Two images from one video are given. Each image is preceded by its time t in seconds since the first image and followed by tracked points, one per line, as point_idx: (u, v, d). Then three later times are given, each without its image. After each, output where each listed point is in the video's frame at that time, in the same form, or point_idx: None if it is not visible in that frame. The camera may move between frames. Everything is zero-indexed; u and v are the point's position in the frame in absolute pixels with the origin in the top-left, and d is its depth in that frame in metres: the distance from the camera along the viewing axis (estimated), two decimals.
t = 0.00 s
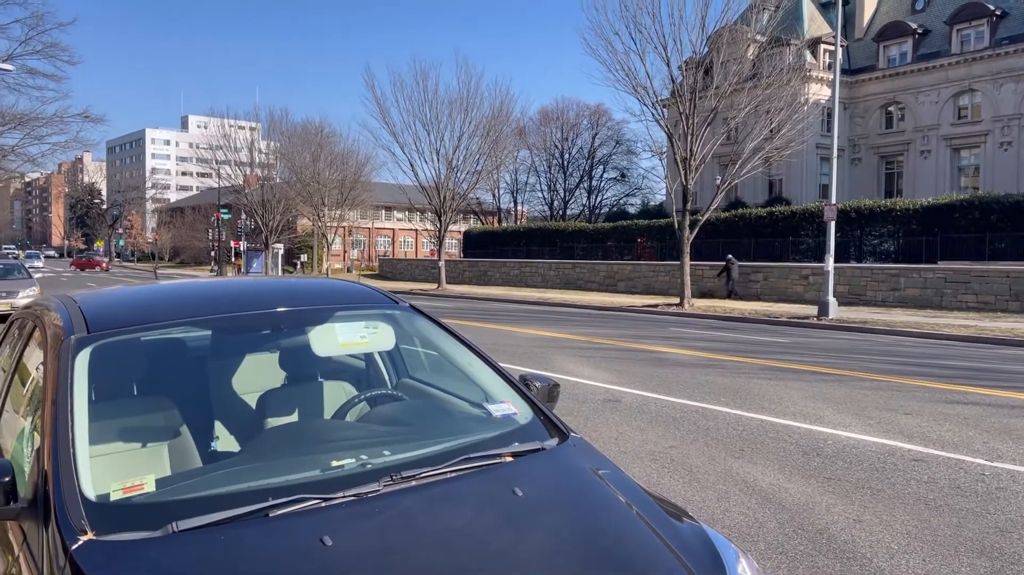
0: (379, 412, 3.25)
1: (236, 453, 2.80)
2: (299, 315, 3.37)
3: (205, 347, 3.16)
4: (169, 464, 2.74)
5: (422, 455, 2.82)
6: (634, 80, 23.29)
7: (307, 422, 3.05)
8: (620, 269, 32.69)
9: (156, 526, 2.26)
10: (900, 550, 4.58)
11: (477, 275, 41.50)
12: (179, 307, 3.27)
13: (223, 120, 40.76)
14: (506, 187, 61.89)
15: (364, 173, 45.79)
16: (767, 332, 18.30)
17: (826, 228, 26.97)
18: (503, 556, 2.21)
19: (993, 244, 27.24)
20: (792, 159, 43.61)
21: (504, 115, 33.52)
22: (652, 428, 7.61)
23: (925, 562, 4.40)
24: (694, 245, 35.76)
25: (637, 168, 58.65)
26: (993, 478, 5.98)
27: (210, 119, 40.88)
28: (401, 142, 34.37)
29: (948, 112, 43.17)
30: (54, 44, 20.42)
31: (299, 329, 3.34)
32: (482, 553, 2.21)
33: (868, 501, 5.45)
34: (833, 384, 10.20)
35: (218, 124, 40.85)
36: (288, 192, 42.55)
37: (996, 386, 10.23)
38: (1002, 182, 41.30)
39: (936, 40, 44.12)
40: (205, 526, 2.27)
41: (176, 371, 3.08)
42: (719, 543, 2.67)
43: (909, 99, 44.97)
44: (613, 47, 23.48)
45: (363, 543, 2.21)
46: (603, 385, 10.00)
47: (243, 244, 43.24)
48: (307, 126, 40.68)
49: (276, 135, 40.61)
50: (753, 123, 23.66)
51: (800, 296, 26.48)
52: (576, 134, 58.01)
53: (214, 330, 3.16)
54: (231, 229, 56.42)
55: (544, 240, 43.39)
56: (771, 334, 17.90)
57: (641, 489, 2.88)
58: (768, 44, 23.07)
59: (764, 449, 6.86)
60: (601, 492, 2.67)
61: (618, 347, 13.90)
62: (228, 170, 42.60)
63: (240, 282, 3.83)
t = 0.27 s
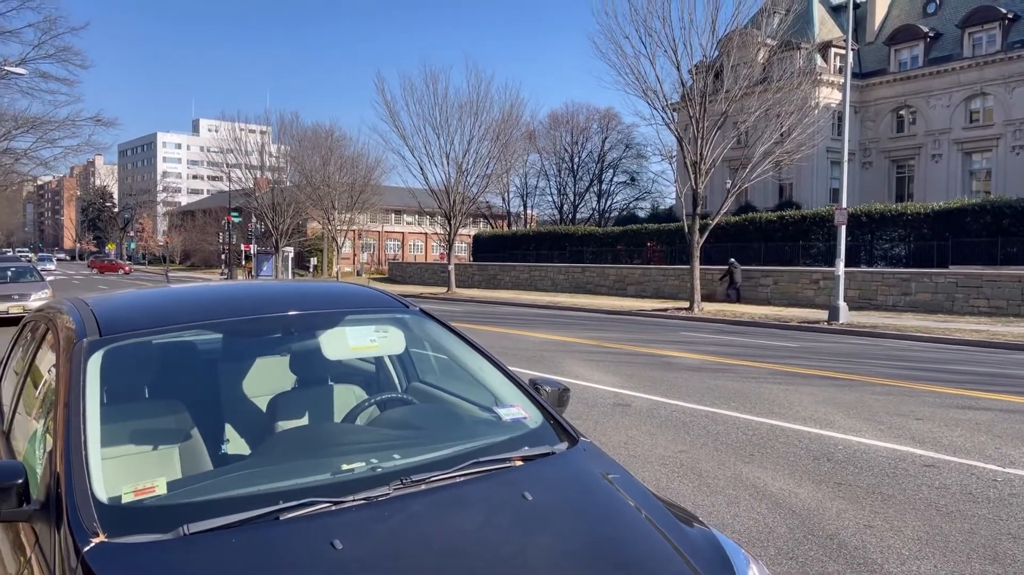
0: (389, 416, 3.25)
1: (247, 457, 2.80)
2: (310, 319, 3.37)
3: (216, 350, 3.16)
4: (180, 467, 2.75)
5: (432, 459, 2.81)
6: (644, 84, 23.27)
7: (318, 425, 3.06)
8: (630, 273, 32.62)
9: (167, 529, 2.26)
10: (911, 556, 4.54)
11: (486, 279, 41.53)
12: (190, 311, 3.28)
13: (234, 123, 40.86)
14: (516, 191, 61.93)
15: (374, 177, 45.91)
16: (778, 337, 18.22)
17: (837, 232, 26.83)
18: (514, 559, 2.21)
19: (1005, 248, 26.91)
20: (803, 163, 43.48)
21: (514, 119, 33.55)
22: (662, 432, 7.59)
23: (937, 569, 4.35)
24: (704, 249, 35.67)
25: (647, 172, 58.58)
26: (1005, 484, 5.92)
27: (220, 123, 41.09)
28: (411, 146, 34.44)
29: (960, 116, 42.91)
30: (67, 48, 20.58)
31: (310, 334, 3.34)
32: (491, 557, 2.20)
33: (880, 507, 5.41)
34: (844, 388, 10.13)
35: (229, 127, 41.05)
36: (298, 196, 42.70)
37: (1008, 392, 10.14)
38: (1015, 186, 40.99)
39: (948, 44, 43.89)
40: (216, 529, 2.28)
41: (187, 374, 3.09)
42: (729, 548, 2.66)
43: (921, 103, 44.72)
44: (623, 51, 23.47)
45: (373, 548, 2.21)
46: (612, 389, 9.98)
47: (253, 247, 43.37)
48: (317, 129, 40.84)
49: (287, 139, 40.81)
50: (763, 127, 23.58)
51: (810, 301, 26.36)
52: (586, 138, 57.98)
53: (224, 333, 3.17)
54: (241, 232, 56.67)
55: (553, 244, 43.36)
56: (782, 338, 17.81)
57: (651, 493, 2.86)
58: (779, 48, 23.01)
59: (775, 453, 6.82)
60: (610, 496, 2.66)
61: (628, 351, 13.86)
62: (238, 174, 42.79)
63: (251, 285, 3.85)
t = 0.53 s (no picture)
0: (400, 421, 3.25)
1: (259, 461, 2.81)
2: (322, 324, 3.38)
3: (228, 354, 3.17)
4: (191, 470, 2.76)
5: (443, 464, 2.81)
6: (655, 89, 23.24)
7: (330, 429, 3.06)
8: (641, 278, 32.56)
9: (179, 533, 2.27)
10: (926, 564, 4.50)
11: (497, 283, 41.56)
12: (203, 315, 3.30)
13: (246, 128, 41.12)
14: (527, 196, 62.00)
15: (385, 182, 46.08)
16: (789, 343, 18.13)
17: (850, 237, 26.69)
18: (525, 565, 2.20)
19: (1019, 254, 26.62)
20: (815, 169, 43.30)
21: (525, 124, 33.61)
22: (673, 438, 7.56)
23: None
24: (715, 254, 35.57)
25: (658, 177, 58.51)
26: (1020, 493, 5.86)
27: (233, 128, 41.36)
28: (423, 151, 34.56)
29: (974, 121, 42.63)
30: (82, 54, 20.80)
31: (322, 338, 3.35)
32: (502, 563, 2.20)
33: (892, 515, 5.36)
34: (857, 395, 10.05)
35: (242, 132, 41.31)
36: (310, 200, 42.90)
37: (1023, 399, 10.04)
38: None
39: (960, 48, 43.62)
40: (228, 533, 2.28)
41: (199, 379, 3.10)
42: (742, 555, 2.63)
43: (934, 108, 44.48)
44: (634, 56, 23.46)
45: (384, 552, 2.20)
46: (623, 394, 9.95)
47: (265, 251, 43.58)
48: (329, 134, 41.06)
49: (299, 143, 41.06)
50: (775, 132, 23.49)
51: (822, 306, 26.22)
52: (597, 143, 57.98)
53: (236, 337, 3.18)
54: (253, 237, 56.99)
55: (564, 249, 43.35)
56: (794, 344, 17.72)
57: (663, 500, 2.85)
58: (791, 53, 22.95)
59: (786, 460, 6.77)
60: (621, 501, 2.65)
61: (639, 357, 13.83)
62: (250, 178, 43.05)
63: (263, 290, 3.86)
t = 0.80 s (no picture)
0: (411, 426, 3.25)
1: (272, 466, 2.81)
2: (335, 329, 3.39)
3: (241, 358, 3.18)
4: (204, 474, 2.77)
5: (455, 470, 2.81)
6: (667, 94, 23.21)
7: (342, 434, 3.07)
8: (652, 283, 32.47)
9: (193, 538, 2.27)
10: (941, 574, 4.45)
11: (508, 288, 41.56)
12: (216, 320, 3.31)
13: (259, 133, 41.36)
14: (538, 201, 62.02)
15: (397, 187, 46.22)
16: (802, 349, 18.03)
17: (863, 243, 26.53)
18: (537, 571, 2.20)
19: None
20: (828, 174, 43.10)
21: (537, 129, 33.63)
22: (684, 445, 7.52)
23: None
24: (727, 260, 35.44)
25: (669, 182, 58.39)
26: None
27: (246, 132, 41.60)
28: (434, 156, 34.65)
29: (988, 126, 42.35)
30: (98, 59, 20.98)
31: (335, 344, 3.36)
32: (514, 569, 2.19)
33: (905, 523, 5.32)
34: (870, 402, 9.97)
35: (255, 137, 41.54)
36: (322, 205, 43.07)
37: None
38: None
39: (975, 54, 43.32)
40: (241, 538, 2.28)
41: (212, 383, 3.11)
42: (755, 564, 2.62)
43: (947, 113, 44.21)
44: (646, 61, 23.43)
45: (397, 558, 2.20)
46: (634, 400, 9.91)
47: (277, 256, 43.71)
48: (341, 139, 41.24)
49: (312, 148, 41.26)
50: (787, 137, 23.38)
51: (835, 312, 26.05)
52: (608, 148, 57.92)
53: (249, 341, 3.19)
54: (265, 241, 57.26)
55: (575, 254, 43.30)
56: (806, 350, 17.62)
57: (675, 507, 2.84)
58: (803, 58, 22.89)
59: (799, 467, 6.73)
60: (633, 509, 2.64)
61: (650, 363, 13.78)
62: (263, 183, 43.27)
63: (275, 295, 3.87)
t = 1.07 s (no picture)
0: (423, 432, 3.25)
1: (284, 470, 2.81)
2: (347, 334, 3.39)
3: (253, 363, 3.18)
4: (217, 478, 2.77)
5: (467, 476, 2.80)
6: (678, 99, 23.17)
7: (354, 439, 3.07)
8: (663, 289, 32.41)
9: (206, 542, 2.28)
10: None
11: (518, 294, 41.57)
12: (228, 324, 3.32)
13: (272, 138, 41.61)
14: (548, 206, 62.05)
15: (408, 192, 46.36)
16: (814, 355, 17.93)
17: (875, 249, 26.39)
18: None
19: None
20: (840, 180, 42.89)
21: (548, 134, 33.65)
22: (695, 451, 7.49)
23: None
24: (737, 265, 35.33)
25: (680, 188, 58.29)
26: None
27: (258, 138, 41.84)
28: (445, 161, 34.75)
29: (1002, 132, 42.09)
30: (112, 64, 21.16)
31: (347, 348, 3.36)
32: None
33: (918, 530, 5.27)
34: (883, 409, 9.89)
35: (267, 142, 41.77)
36: (333, 210, 43.23)
37: None
38: None
39: (988, 59, 43.05)
40: (253, 543, 2.28)
41: (225, 387, 3.12)
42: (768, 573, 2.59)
43: (960, 118, 43.95)
44: (657, 66, 23.39)
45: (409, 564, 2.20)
46: (645, 406, 9.88)
47: (288, 260, 43.89)
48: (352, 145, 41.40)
49: (323, 154, 41.47)
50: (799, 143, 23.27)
51: (847, 318, 25.91)
52: (619, 154, 57.88)
53: (261, 346, 3.20)
54: (277, 246, 57.50)
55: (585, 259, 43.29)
56: (818, 356, 17.52)
57: (687, 513, 2.82)
58: (815, 63, 22.84)
59: (812, 474, 6.68)
60: (645, 515, 2.63)
61: (661, 368, 13.73)
62: (275, 188, 43.47)
63: (288, 300, 3.88)
